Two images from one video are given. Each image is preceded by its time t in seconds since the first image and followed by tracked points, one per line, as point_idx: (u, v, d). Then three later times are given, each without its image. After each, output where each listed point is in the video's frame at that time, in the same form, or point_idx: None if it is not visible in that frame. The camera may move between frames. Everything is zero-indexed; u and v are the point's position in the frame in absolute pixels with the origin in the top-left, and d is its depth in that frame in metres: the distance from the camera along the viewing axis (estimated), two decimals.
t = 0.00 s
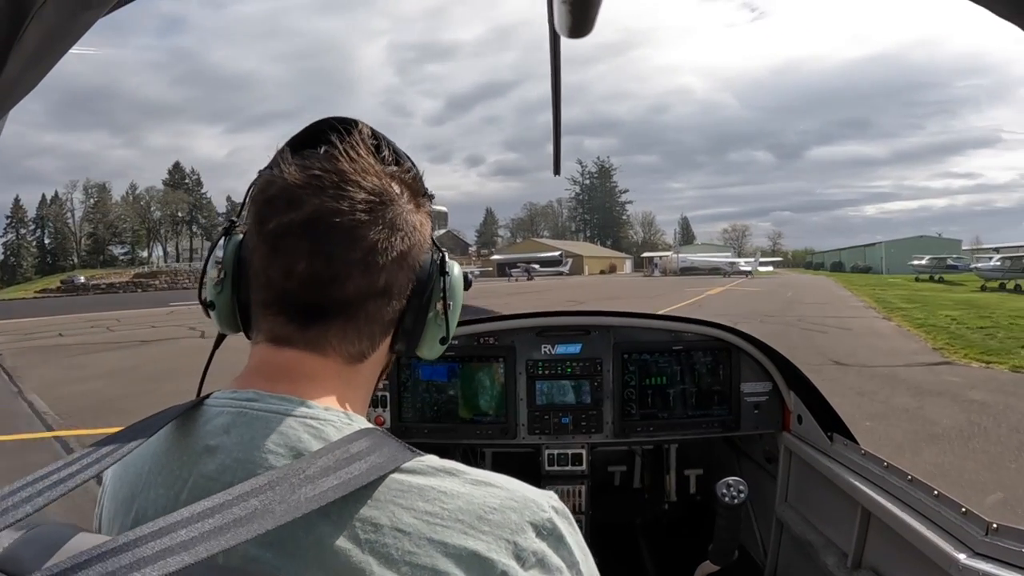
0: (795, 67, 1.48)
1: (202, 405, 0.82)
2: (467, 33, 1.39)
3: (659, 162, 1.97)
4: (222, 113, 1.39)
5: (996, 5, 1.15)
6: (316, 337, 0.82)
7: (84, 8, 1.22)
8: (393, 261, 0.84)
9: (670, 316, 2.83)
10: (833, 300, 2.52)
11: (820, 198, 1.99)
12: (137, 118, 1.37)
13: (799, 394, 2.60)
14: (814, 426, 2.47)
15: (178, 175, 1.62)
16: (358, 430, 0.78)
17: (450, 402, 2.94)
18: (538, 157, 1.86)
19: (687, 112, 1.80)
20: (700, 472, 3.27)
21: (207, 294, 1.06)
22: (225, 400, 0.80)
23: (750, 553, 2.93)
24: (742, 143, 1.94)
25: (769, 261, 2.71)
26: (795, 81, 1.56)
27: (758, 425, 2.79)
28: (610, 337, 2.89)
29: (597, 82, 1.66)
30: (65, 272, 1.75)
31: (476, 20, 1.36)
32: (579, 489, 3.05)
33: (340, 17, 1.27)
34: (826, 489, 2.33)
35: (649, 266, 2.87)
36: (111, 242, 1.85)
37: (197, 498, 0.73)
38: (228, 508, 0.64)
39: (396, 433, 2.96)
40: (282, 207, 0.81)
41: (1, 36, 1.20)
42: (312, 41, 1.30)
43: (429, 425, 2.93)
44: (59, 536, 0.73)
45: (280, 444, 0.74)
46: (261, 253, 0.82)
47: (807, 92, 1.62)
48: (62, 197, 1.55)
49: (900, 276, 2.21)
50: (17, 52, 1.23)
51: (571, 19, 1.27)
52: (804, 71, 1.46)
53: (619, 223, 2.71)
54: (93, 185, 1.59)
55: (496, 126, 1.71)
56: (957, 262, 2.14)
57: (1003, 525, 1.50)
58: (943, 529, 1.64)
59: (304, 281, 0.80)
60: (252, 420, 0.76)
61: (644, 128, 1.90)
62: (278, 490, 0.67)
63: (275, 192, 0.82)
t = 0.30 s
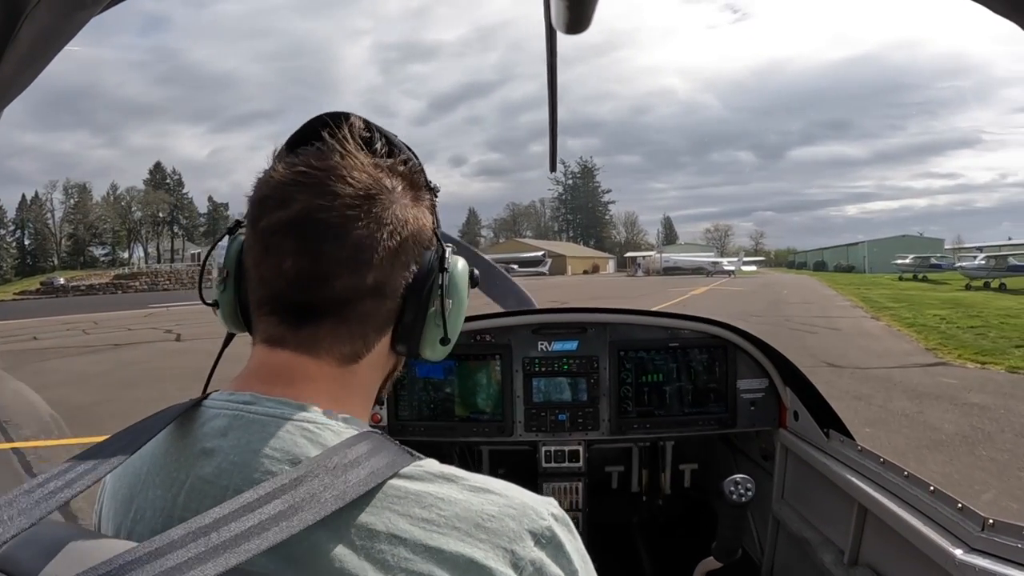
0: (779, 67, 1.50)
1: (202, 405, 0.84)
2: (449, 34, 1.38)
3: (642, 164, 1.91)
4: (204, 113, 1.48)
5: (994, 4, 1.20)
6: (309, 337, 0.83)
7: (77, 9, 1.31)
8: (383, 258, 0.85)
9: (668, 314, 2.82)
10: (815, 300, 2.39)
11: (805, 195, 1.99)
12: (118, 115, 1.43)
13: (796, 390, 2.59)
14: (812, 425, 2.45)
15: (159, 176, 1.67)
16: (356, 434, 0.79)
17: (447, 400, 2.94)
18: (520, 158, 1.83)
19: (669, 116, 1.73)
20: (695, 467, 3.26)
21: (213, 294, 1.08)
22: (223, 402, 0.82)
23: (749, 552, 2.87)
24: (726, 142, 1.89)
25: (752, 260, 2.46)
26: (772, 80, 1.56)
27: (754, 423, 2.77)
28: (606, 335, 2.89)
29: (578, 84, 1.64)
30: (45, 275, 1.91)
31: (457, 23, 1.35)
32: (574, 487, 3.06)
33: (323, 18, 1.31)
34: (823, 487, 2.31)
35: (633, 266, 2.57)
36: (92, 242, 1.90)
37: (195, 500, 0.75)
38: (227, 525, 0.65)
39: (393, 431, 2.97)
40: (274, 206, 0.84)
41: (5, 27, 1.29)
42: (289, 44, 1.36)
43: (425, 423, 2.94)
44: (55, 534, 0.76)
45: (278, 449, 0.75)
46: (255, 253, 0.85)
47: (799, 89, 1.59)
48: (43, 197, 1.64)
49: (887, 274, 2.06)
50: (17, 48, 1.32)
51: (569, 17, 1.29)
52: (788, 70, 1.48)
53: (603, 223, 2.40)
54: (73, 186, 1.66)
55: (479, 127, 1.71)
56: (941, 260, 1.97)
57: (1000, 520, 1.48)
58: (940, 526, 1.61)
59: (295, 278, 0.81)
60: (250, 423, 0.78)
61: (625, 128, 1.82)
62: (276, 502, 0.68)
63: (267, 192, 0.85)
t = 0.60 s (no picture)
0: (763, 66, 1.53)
1: (200, 406, 0.84)
2: (432, 33, 1.45)
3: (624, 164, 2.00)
4: (187, 113, 1.53)
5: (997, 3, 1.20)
6: (286, 336, 0.83)
7: (79, 8, 1.36)
8: (350, 249, 0.83)
9: (671, 315, 2.81)
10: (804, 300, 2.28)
11: (792, 199, 2.02)
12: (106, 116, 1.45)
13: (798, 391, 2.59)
14: (814, 426, 2.44)
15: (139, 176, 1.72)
16: (355, 434, 0.79)
17: (449, 401, 2.94)
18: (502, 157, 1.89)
19: (651, 117, 1.80)
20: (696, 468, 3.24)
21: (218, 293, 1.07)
22: (222, 401, 0.82)
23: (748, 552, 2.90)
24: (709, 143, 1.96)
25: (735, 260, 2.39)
26: (752, 80, 1.64)
27: (756, 425, 2.77)
28: (609, 336, 2.89)
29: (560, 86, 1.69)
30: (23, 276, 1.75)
31: (438, 21, 1.41)
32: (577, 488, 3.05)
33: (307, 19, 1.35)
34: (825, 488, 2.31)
35: (617, 266, 2.52)
36: (71, 242, 1.83)
37: (194, 500, 0.75)
38: (227, 523, 0.65)
39: (396, 432, 2.97)
40: (245, 210, 0.85)
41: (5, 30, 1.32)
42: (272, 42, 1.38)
43: (428, 425, 2.93)
44: (59, 534, 0.76)
45: (278, 449, 0.75)
46: (235, 255, 0.87)
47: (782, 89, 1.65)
48: (22, 197, 1.69)
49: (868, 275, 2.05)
50: (17, 50, 1.35)
51: (572, 18, 1.29)
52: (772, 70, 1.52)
53: (586, 223, 2.35)
54: (54, 185, 1.70)
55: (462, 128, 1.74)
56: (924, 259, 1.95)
57: (1002, 522, 1.48)
58: (941, 528, 1.61)
59: (265, 278, 0.82)
60: (249, 423, 0.78)
61: (609, 129, 1.91)
62: (278, 500, 0.68)
63: (242, 196, 0.87)
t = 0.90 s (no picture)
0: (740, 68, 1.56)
1: (202, 406, 0.84)
2: (417, 33, 1.47)
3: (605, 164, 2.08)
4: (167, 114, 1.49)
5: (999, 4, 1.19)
6: (280, 333, 0.84)
7: (82, 8, 1.33)
8: (334, 243, 0.83)
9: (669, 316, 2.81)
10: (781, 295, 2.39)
11: (772, 199, 2.09)
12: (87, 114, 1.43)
13: (798, 393, 2.59)
14: (814, 428, 2.44)
15: (120, 176, 1.67)
16: (358, 435, 0.79)
17: (449, 401, 2.94)
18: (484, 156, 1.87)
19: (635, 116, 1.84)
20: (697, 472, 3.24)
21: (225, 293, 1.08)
22: (224, 402, 0.82)
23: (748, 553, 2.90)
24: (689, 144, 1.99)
25: (717, 261, 2.57)
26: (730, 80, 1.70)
27: (756, 426, 2.78)
28: (609, 337, 2.88)
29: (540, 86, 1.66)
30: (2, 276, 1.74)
31: (421, 23, 1.44)
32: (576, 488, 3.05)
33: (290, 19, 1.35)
34: (824, 489, 2.31)
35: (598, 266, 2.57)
36: (51, 243, 1.83)
37: (195, 501, 0.75)
38: (232, 530, 0.65)
39: (395, 432, 2.97)
40: (236, 209, 0.87)
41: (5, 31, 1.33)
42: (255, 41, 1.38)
43: (427, 425, 2.94)
44: (60, 535, 0.76)
45: (281, 452, 0.75)
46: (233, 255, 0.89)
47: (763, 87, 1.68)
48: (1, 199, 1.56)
49: (852, 274, 2.09)
50: (17, 48, 1.35)
51: (572, 18, 1.28)
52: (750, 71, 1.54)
53: (568, 223, 2.47)
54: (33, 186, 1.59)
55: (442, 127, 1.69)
56: (908, 260, 1.99)
57: (1001, 525, 1.51)
58: (939, 529, 1.62)
59: (256, 276, 0.84)
60: (250, 424, 0.78)
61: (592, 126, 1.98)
62: (285, 501, 0.68)
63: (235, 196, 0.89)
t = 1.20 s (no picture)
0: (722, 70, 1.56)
1: (200, 408, 0.83)
2: (399, 33, 1.45)
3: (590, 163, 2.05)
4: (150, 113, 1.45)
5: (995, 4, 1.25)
6: (278, 333, 0.84)
7: (80, 9, 1.36)
8: (329, 242, 0.83)
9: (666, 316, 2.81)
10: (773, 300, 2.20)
11: (756, 200, 2.06)
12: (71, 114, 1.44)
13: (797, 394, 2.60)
14: (812, 429, 2.50)
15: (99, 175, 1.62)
16: (356, 436, 0.79)
17: (447, 403, 2.94)
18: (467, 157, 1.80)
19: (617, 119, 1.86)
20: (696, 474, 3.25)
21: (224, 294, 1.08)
22: (221, 403, 0.82)
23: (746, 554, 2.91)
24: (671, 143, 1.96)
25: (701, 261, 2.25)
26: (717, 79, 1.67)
27: (754, 427, 2.79)
28: (607, 338, 2.89)
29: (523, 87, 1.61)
30: None
31: (406, 23, 1.42)
32: (574, 490, 3.06)
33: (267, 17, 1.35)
34: (823, 489, 2.32)
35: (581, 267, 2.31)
36: (29, 244, 1.63)
37: (193, 503, 0.74)
38: (231, 536, 0.65)
39: (394, 434, 2.97)
40: (233, 209, 0.87)
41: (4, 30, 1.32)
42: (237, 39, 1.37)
43: (426, 426, 2.93)
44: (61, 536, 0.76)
45: (280, 454, 0.75)
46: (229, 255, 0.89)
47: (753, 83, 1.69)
48: None
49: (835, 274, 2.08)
50: (16, 50, 1.35)
51: (569, 18, 1.31)
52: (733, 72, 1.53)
53: (549, 223, 2.18)
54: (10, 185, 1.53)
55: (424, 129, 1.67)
56: (892, 259, 1.96)
57: (999, 525, 1.51)
58: (937, 529, 1.63)
59: (252, 275, 0.84)
60: (247, 426, 0.78)
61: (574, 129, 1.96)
62: (285, 504, 0.68)
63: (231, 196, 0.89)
